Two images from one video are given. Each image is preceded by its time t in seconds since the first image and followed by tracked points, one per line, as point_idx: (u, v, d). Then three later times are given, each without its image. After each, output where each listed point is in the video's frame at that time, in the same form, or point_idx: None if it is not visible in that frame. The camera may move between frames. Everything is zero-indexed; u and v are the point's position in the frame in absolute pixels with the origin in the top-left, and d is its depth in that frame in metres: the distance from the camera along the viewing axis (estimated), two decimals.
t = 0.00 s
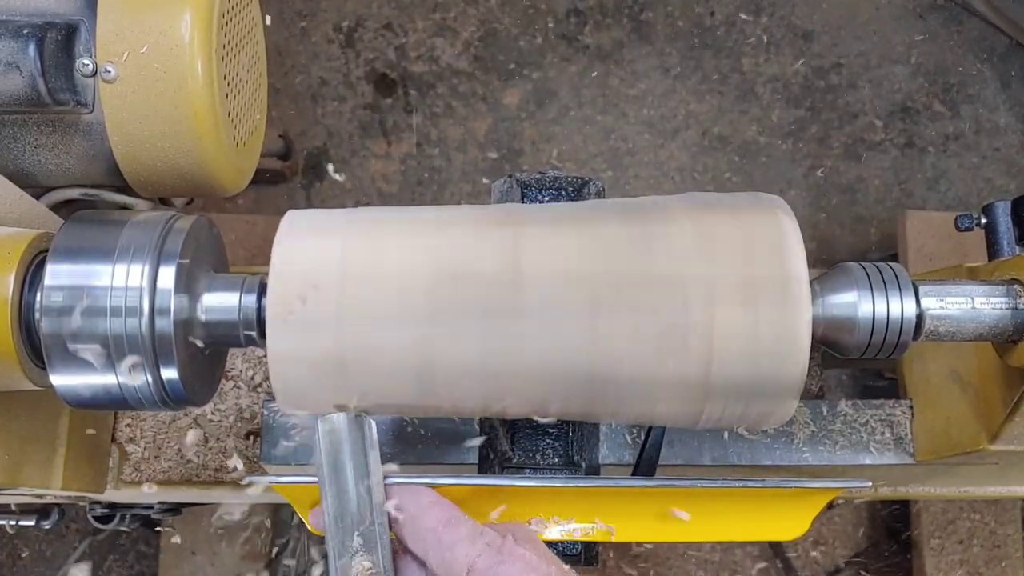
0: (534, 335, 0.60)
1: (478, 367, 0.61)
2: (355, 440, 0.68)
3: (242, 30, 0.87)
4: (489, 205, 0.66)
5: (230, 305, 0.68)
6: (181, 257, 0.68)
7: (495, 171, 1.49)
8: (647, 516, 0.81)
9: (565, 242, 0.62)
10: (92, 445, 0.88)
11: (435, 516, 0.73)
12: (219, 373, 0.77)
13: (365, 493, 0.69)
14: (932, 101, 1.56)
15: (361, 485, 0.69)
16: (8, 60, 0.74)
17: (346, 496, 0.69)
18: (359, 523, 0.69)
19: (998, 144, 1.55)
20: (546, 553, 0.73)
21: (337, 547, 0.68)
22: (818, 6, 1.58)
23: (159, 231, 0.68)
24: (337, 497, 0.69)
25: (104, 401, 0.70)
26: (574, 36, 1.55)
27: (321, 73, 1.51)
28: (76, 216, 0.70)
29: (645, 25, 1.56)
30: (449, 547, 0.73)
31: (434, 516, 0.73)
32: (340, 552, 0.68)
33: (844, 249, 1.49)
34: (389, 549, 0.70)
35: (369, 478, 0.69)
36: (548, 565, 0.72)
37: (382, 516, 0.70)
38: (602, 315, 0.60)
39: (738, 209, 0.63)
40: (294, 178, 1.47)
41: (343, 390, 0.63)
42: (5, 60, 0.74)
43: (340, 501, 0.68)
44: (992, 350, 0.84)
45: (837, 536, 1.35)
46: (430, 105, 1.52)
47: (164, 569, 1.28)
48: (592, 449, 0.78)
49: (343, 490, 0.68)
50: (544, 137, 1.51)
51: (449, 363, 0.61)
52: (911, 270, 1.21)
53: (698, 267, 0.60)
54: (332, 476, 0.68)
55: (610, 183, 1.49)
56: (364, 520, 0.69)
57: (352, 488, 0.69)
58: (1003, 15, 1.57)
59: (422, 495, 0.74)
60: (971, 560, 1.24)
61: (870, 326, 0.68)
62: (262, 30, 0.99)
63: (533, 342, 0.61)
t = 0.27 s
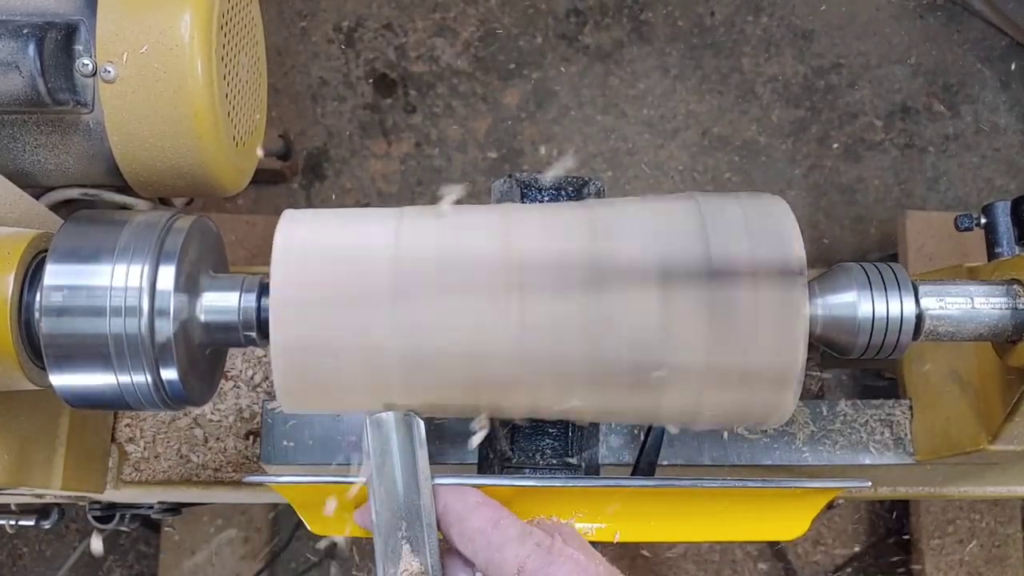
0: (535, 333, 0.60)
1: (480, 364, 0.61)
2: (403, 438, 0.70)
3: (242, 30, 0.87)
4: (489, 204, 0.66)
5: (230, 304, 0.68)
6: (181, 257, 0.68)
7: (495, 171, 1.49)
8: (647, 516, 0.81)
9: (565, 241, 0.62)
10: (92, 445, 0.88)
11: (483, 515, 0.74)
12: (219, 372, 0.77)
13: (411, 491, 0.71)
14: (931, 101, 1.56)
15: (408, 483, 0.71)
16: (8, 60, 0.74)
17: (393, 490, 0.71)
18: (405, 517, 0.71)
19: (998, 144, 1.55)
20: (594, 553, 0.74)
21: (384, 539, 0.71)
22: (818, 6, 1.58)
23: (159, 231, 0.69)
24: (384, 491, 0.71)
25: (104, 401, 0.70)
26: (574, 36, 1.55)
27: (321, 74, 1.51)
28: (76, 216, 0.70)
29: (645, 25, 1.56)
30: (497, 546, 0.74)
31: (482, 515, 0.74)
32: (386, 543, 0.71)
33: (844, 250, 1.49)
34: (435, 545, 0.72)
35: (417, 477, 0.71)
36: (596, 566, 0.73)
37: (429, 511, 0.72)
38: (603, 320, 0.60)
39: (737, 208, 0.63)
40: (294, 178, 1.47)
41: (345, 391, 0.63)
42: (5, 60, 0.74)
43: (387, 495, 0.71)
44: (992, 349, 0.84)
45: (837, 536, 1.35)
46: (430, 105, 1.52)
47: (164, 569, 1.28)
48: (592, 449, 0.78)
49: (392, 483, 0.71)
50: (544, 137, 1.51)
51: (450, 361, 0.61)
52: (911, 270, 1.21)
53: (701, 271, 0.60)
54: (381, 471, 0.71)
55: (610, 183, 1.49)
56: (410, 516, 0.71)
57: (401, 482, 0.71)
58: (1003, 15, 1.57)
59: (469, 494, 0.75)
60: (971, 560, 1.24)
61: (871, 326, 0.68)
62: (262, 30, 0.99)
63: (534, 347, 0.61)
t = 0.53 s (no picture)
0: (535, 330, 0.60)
1: (480, 361, 0.61)
2: (442, 438, 0.65)
3: (242, 30, 0.87)
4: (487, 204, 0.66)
5: (230, 305, 0.68)
6: (181, 257, 0.68)
7: (495, 171, 1.49)
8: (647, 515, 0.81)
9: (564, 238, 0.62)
10: (92, 445, 0.88)
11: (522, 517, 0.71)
12: (219, 372, 0.77)
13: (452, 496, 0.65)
14: (931, 101, 1.56)
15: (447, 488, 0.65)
16: (8, 61, 0.75)
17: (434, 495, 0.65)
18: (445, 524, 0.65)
19: (998, 144, 1.55)
20: (632, 554, 0.73)
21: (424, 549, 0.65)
22: (818, 6, 1.58)
23: (159, 231, 0.68)
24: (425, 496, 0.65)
25: (104, 401, 0.70)
26: (574, 36, 1.55)
27: (321, 74, 1.51)
28: (76, 216, 0.70)
29: (645, 25, 1.56)
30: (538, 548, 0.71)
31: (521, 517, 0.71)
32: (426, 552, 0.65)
33: (844, 250, 1.49)
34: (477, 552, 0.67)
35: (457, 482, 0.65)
36: (636, 566, 0.72)
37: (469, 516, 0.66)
38: (603, 317, 0.60)
39: (735, 206, 0.63)
40: (294, 178, 1.47)
41: (344, 390, 0.63)
42: (5, 59, 0.75)
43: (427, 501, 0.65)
44: (992, 349, 0.84)
45: (837, 536, 1.35)
46: (429, 105, 1.52)
47: (164, 569, 1.28)
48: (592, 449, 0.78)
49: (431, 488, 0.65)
50: (544, 137, 1.51)
51: (450, 358, 0.61)
52: (911, 270, 1.21)
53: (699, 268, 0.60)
54: (419, 475, 0.65)
55: (610, 183, 1.49)
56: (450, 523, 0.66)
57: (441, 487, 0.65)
58: (1003, 15, 1.57)
59: (507, 495, 0.72)
60: (971, 560, 1.24)
61: (871, 326, 0.68)
62: (262, 30, 0.99)
63: (533, 343, 0.61)
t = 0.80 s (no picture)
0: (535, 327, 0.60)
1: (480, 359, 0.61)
2: (478, 437, 0.65)
3: (242, 30, 0.87)
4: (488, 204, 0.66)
5: (230, 305, 0.68)
6: (182, 257, 0.68)
7: (495, 171, 1.49)
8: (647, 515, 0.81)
9: (564, 237, 0.62)
10: (93, 445, 0.88)
11: (558, 517, 0.71)
12: (220, 372, 0.77)
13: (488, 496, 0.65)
14: (931, 101, 1.56)
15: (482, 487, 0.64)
16: (8, 60, 0.74)
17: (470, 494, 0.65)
18: (480, 521, 0.65)
19: (998, 144, 1.56)
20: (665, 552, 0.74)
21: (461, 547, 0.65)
22: (818, 7, 1.58)
23: (159, 231, 0.69)
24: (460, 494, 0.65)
25: (104, 401, 0.70)
26: (574, 36, 1.55)
27: (321, 74, 1.52)
28: (76, 216, 0.71)
29: (645, 26, 1.56)
30: (576, 547, 0.71)
31: (556, 516, 0.71)
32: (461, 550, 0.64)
33: (844, 250, 1.49)
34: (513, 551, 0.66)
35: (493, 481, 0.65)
36: (670, 564, 0.73)
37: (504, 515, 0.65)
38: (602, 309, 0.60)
39: (735, 205, 0.64)
40: (294, 178, 1.47)
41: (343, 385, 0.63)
42: (5, 60, 0.74)
43: (463, 499, 0.64)
44: (991, 349, 0.84)
45: (837, 535, 1.35)
46: (430, 105, 1.52)
47: (164, 569, 1.28)
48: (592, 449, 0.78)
49: (467, 486, 0.64)
50: (544, 137, 1.51)
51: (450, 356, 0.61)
52: (911, 270, 1.21)
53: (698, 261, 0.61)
54: (456, 474, 0.65)
55: (610, 183, 1.49)
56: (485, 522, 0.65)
57: (476, 486, 0.65)
58: (1002, 15, 1.57)
59: (543, 494, 0.72)
60: (970, 560, 1.24)
61: (870, 326, 0.68)
62: (262, 30, 0.99)
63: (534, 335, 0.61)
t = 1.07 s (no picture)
0: (533, 320, 0.60)
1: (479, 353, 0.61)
2: (508, 436, 0.61)
3: (242, 30, 0.87)
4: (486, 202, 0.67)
5: (230, 305, 0.68)
6: (182, 257, 0.68)
7: (495, 171, 1.50)
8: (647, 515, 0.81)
9: (562, 232, 0.62)
10: (93, 445, 0.89)
11: (587, 518, 0.69)
12: (220, 372, 0.77)
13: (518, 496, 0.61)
14: (931, 102, 1.56)
15: (513, 487, 0.61)
16: (8, 60, 0.74)
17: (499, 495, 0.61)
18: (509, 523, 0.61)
19: (998, 144, 1.56)
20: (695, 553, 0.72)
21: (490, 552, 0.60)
22: (817, 7, 1.58)
23: (159, 231, 0.69)
24: (490, 494, 0.61)
25: (104, 401, 0.70)
26: (574, 36, 1.55)
27: (321, 74, 1.52)
28: (76, 216, 0.71)
29: (645, 26, 1.56)
30: (607, 549, 0.69)
31: (586, 518, 0.69)
32: (490, 553, 0.60)
33: (844, 250, 1.49)
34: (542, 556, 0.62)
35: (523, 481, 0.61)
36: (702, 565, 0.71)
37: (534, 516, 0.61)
38: (601, 300, 0.60)
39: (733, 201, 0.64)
40: (294, 178, 1.47)
41: (341, 378, 0.62)
42: (5, 60, 0.74)
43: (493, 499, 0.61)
44: (991, 349, 0.84)
45: (837, 536, 1.35)
46: (429, 105, 1.52)
47: (164, 569, 1.28)
48: (591, 449, 0.78)
49: (496, 485, 0.61)
50: (544, 137, 1.51)
51: (448, 350, 0.61)
52: (910, 270, 1.21)
53: (697, 253, 0.61)
54: (485, 473, 0.61)
55: (610, 183, 1.49)
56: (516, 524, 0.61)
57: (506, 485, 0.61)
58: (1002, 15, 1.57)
59: (570, 496, 0.70)
60: (970, 560, 1.24)
61: (870, 326, 0.68)
62: (262, 30, 0.99)
63: (533, 326, 0.60)
